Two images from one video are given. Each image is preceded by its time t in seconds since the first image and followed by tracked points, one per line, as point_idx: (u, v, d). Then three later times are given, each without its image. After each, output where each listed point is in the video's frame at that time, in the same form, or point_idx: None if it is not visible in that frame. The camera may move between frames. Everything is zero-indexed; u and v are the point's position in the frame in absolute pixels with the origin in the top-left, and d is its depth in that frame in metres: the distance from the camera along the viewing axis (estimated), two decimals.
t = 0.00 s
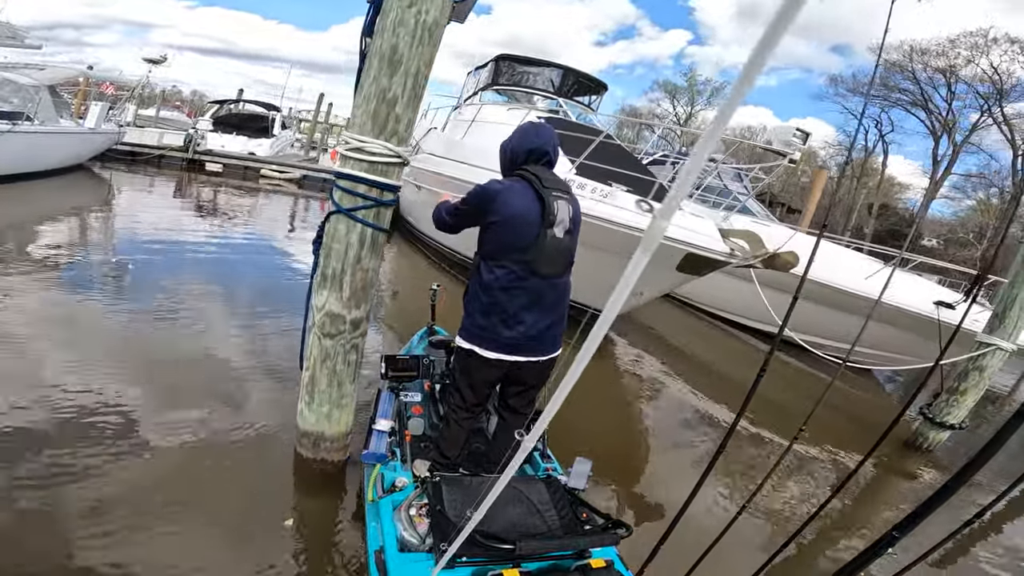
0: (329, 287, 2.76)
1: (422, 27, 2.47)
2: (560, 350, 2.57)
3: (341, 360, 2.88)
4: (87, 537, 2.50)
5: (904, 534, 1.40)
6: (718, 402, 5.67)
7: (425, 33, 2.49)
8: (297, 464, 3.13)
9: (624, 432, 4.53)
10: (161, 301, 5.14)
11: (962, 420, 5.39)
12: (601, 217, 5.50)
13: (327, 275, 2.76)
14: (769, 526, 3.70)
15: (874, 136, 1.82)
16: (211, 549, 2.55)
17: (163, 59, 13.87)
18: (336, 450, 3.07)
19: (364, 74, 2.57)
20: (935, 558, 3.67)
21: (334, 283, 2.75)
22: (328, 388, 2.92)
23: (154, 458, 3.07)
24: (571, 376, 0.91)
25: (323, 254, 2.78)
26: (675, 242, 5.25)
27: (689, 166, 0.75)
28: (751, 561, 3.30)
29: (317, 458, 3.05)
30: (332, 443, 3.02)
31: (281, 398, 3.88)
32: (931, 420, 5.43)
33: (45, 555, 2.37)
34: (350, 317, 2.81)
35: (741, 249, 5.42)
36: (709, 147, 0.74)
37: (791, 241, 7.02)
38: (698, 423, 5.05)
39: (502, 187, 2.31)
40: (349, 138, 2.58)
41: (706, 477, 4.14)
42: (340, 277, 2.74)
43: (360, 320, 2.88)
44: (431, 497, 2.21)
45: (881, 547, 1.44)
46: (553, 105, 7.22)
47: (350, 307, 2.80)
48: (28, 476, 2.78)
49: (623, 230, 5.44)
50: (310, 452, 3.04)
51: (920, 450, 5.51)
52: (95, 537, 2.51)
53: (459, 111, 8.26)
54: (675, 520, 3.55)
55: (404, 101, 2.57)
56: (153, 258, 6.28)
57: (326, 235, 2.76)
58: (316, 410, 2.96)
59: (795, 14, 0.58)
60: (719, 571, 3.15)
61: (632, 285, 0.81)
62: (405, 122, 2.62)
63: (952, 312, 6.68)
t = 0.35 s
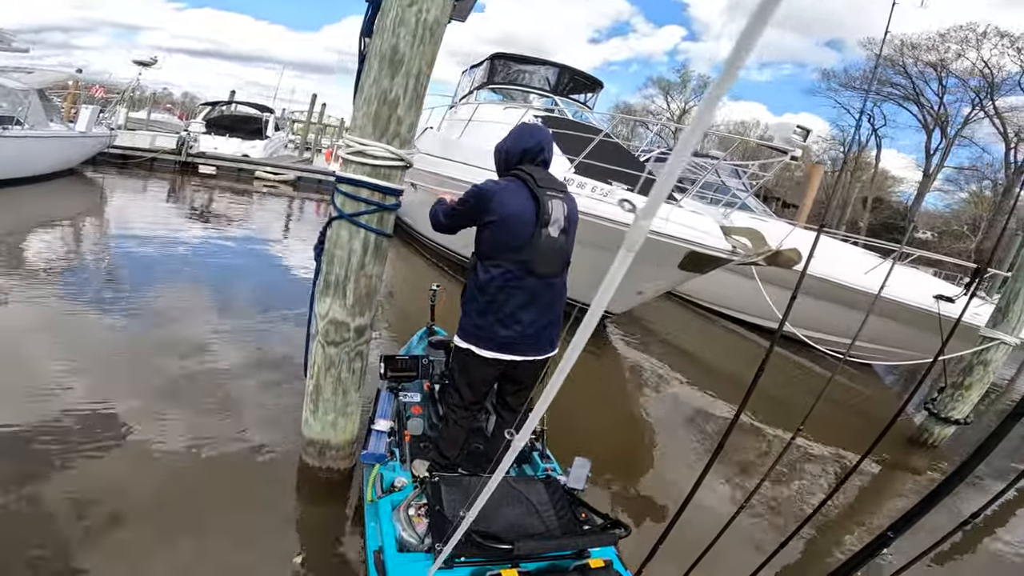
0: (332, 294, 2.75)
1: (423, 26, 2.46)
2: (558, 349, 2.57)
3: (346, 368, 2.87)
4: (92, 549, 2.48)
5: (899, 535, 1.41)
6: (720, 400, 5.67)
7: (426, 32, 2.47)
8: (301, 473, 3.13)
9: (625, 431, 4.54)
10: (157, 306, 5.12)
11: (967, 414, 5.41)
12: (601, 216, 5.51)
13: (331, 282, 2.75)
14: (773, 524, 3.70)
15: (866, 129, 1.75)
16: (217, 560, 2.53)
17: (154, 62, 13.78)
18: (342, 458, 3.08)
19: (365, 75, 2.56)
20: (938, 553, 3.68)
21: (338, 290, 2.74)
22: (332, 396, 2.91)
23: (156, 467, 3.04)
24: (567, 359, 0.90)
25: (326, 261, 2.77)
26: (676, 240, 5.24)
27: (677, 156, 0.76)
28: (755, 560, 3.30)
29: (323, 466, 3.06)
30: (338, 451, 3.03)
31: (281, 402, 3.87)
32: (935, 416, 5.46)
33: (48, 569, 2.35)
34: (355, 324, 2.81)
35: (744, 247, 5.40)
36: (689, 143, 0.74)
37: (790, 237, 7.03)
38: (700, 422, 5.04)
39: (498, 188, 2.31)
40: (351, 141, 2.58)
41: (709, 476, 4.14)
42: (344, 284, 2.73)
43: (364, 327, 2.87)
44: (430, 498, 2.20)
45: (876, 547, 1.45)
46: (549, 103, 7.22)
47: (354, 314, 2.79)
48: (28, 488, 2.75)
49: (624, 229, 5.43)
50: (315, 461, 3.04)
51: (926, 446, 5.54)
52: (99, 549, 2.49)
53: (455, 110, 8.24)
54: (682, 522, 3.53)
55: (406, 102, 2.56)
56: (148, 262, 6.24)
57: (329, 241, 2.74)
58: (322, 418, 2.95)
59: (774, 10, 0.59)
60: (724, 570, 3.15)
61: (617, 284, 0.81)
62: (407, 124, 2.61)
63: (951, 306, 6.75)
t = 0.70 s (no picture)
0: (336, 294, 2.73)
1: (435, 24, 2.46)
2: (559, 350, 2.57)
3: (348, 369, 2.85)
4: (89, 551, 2.45)
5: (902, 535, 1.42)
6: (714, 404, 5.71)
7: (438, 30, 2.47)
8: (299, 476, 3.07)
9: (621, 433, 4.56)
10: (150, 303, 5.07)
11: (956, 419, 5.50)
12: (598, 218, 5.54)
13: (335, 282, 2.73)
14: (767, 528, 3.72)
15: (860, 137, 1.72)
16: (215, 562, 2.50)
17: (147, 56, 13.64)
18: (342, 459, 3.04)
19: (375, 72, 2.55)
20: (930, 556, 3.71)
21: (342, 290, 2.72)
22: (334, 397, 2.89)
23: (152, 467, 3.00)
24: (580, 360, 0.88)
25: (330, 260, 2.75)
26: (673, 243, 5.28)
27: (694, 161, 0.74)
28: (751, 562, 3.32)
29: (322, 469, 3.01)
30: (339, 453, 2.99)
31: (277, 402, 3.85)
32: (925, 420, 5.54)
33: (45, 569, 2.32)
34: (358, 324, 2.80)
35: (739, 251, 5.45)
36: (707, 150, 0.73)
37: (783, 241, 7.10)
38: (695, 425, 5.07)
39: (500, 188, 2.30)
40: (359, 139, 2.56)
41: (706, 479, 4.16)
42: (348, 284, 2.72)
43: (368, 328, 2.86)
44: (431, 497, 2.18)
45: (879, 548, 1.46)
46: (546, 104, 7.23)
47: (358, 315, 2.78)
48: (24, 488, 2.71)
49: (621, 231, 5.46)
50: (315, 462, 2.99)
51: (915, 451, 5.61)
52: (98, 551, 2.46)
53: (452, 110, 8.23)
54: (679, 525, 3.55)
55: (416, 101, 2.55)
56: (141, 259, 6.18)
57: (334, 240, 2.73)
58: (322, 419, 2.93)
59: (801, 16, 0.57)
60: (721, 572, 3.16)
61: (632, 290, 0.81)
62: (416, 122, 2.61)
63: (941, 312, 6.82)
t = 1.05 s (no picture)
0: (334, 291, 2.72)
1: (439, 23, 2.45)
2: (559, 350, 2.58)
3: (345, 366, 2.84)
4: (82, 550, 2.41)
5: (907, 533, 1.42)
6: (706, 406, 5.74)
7: (442, 29, 2.47)
8: (295, 473, 3.06)
9: (616, 435, 4.58)
10: (143, 299, 5.03)
11: (941, 421, 5.58)
12: (593, 218, 5.56)
13: (333, 278, 2.71)
14: (760, 530, 3.76)
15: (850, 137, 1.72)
16: (209, 561, 2.48)
17: (139, 51, 13.53)
18: (337, 456, 3.02)
19: (377, 69, 2.54)
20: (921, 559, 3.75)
21: (341, 287, 2.71)
22: (330, 394, 2.88)
23: (147, 465, 2.98)
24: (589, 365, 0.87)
25: (329, 256, 2.73)
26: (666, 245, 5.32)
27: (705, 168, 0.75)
28: (744, 566, 3.34)
29: (317, 466, 2.99)
30: (333, 449, 2.97)
31: (272, 400, 3.83)
32: (912, 422, 5.58)
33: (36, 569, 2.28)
34: (356, 321, 2.78)
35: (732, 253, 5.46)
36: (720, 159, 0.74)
37: (775, 244, 7.15)
38: (688, 427, 5.10)
39: (506, 188, 2.30)
40: (360, 136, 2.55)
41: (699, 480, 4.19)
42: (347, 281, 2.71)
43: (366, 325, 2.84)
44: (432, 497, 2.18)
45: (885, 546, 1.47)
46: (543, 104, 7.25)
47: (356, 311, 2.77)
48: (15, 486, 2.67)
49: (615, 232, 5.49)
50: (309, 459, 2.97)
51: (903, 453, 5.66)
52: (91, 550, 2.43)
53: (447, 109, 8.22)
54: (673, 527, 3.56)
55: (418, 99, 2.55)
56: (133, 255, 6.13)
57: (333, 237, 2.72)
58: (318, 416, 2.92)
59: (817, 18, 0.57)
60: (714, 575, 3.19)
61: (642, 294, 0.82)
62: (418, 120, 2.60)
63: (927, 316, 6.89)
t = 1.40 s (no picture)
0: (324, 289, 2.71)
1: (427, 21, 2.45)
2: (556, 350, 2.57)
3: (336, 365, 2.84)
4: (73, 550, 2.42)
5: (903, 535, 1.42)
6: (705, 405, 5.73)
7: (430, 28, 2.46)
8: (287, 471, 3.11)
9: (614, 434, 4.58)
10: (139, 300, 5.03)
11: (939, 418, 5.60)
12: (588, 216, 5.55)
13: (323, 277, 2.71)
14: (756, 527, 3.78)
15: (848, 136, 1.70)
16: (204, 561, 2.50)
17: (136, 52, 13.50)
18: (330, 455, 3.06)
19: (365, 68, 2.53)
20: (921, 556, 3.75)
21: (331, 285, 2.71)
22: (322, 393, 2.87)
23: (141, 466, 2.99)
24: (585, 360, 0.87)
25: (318, 255, 2.73)
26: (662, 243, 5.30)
27: (699, 167, 0.74)
28: (739, 562, 3.35)
29: (309, 465, 3.03)
30: (326, 449, 3.00)
31: (268, 400, 3.84)
32: (909, 420, 5.58)
33: (25, 570, 2.29)
34: (347, 320, 2.78)
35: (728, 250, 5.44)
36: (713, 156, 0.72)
37: (773, 241, 7.15)
38: (684, 425, 5.10)
39: (504, 187, 2.29)
40: (348, 134, 2.54)
41: (694, 478, 4.19)
42: (337, 279, 2.71)
43: (356, 324, 2.84)
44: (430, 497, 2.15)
45: (879, 548, 1.47)
46: (539, 103, 7.26)
47: (346, 310, 2.77)
48: (6, 487, 2.67)
49: (610, 230, 5.49)
50: (302, 458, 3.00)
51: (900, 449, 5.67)
52: (81, 550, 2.43)
53: (443, 108, 8.21)
54: (669, 524, 3.56)
55: (406, 97, 2.54)
56: (129, 255, 6.13)
57: (322, 235, 2.71)
58: (310, 415, 2.92)
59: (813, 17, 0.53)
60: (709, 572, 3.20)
61: (636, 294, 0.81)
62: (406, 119, 2.60)
63: (925, 313, 6.88)
